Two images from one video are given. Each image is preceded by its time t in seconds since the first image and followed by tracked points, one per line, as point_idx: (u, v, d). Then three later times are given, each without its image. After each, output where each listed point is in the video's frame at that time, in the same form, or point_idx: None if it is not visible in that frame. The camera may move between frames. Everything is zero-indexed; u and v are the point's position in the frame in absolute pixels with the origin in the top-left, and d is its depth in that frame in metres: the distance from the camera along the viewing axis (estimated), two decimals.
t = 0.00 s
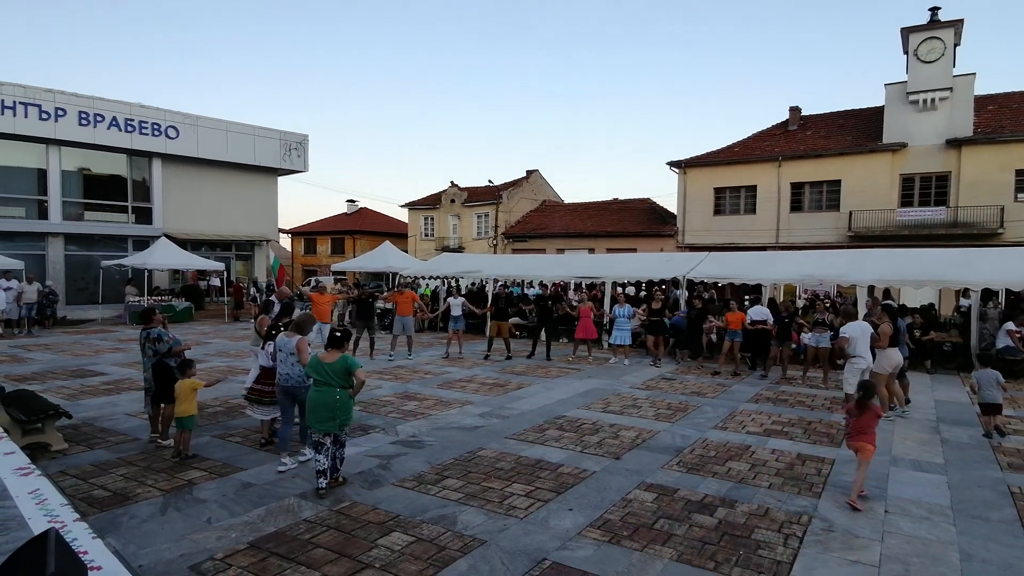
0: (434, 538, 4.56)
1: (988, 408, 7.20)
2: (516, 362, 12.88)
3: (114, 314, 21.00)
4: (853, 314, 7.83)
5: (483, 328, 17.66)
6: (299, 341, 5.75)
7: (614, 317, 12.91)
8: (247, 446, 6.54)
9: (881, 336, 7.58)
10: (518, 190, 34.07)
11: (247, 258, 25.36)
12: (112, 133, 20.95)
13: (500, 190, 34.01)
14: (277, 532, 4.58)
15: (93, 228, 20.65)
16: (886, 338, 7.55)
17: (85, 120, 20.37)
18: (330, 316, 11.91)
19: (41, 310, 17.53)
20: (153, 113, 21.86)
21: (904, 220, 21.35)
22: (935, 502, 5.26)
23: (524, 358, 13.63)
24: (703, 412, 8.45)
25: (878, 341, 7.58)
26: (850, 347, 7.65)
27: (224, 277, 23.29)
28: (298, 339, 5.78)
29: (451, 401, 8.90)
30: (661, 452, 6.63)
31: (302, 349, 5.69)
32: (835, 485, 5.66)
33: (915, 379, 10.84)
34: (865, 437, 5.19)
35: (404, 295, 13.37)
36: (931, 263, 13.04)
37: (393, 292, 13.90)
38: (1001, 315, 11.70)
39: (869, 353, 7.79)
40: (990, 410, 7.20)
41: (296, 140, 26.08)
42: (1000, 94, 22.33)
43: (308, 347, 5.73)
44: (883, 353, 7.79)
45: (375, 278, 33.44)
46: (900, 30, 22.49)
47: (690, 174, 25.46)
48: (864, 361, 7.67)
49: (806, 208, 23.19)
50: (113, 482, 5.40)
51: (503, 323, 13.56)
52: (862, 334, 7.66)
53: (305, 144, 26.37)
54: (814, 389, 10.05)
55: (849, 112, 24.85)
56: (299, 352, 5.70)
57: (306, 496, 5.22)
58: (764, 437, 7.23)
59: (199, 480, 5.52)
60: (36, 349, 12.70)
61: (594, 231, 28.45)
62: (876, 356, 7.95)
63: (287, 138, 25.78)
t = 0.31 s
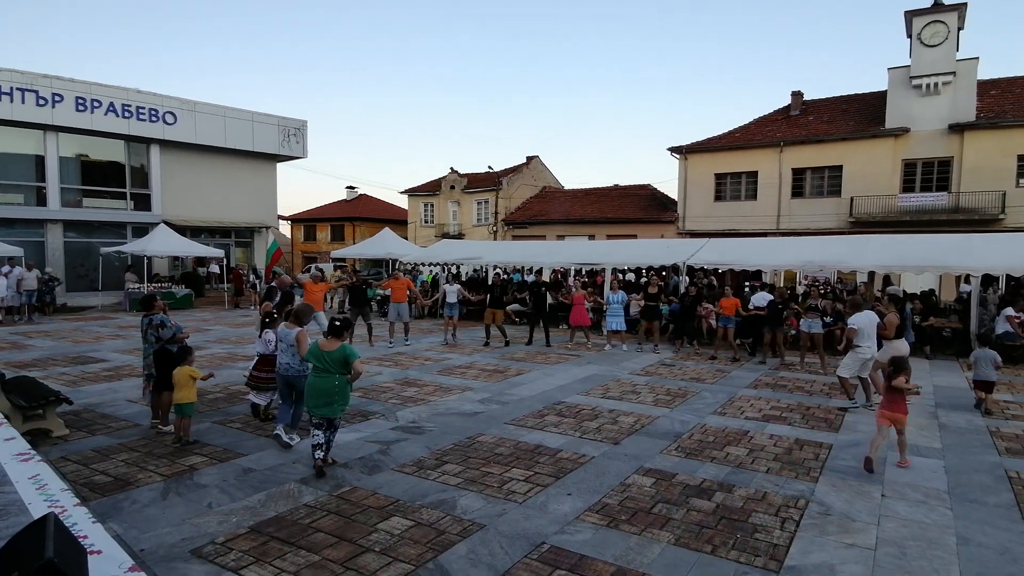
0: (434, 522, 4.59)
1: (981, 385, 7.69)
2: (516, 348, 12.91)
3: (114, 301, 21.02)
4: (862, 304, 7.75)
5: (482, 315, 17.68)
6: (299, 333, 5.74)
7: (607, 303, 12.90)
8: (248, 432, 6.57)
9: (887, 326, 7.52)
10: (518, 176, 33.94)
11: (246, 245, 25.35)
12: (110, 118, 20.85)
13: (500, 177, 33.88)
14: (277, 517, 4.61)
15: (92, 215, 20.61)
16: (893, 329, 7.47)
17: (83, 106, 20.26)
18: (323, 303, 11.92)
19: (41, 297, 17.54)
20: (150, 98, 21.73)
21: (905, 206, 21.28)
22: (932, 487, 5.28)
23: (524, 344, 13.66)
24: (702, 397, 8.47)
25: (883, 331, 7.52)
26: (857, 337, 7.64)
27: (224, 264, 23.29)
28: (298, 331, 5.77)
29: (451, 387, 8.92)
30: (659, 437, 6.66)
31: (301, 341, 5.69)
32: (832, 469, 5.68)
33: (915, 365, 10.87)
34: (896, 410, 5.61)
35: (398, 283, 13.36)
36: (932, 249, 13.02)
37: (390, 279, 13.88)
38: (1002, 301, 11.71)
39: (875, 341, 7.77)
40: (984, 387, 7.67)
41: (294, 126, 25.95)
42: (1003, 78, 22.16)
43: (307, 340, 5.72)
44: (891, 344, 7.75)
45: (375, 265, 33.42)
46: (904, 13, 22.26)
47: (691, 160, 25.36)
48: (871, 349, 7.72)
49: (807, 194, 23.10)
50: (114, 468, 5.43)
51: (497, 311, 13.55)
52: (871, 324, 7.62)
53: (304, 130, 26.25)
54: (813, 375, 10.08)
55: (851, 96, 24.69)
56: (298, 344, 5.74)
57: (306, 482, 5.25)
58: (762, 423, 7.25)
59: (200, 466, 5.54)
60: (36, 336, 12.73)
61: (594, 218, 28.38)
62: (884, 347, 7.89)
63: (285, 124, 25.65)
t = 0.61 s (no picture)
0: (431, 506, 4.63)
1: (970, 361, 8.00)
2: (516, 333, 12.94)
3: (115, 288, 21.04)
4: (860, 283, 7.63)
5: (482, 300, 17.69)
6: (292, 305, 6.03)
7: (608, 288, 12.89)
8: (248, 417, 6.60)
9: (885, 309, 7.67)
10: (518, 161, 33.79)
11: (246, 231, 25.32)
12: (106, 104, 20.74)
13: (500, 161, 33.74)
14: (277, 500, 4.66)
15: (91, 201, 20.57)
16: (890, 312, 7.59)
17: (79, 91, 20.15)
18: (324, 289, 11.92)
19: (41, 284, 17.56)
20: (147, 83, 21.60)
21: (907, 190, 21.18)
22: (928, 469, 5.31)
23: (525, 330, 13.69)
24: (700, 382, 8.49)
25: (882, 313, 7.63)
26: (851, 316, 7.58)
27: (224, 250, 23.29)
28: (291, 303, 6.05)
29: (450, 372, 8.96)
30: (657, 422, 6.69)
31: (291, 313, 6.00)
32: (828, 452, 5.71)
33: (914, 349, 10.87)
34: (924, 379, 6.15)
35: (400, 267, 13.38)
36: (933, 232, 12.98)
37: (391, 264, 13.87)
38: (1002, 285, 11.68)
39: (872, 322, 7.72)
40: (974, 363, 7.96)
41: (292, 111, 25.83)
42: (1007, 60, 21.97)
43: (298, 312, 6.01)
44: (886, 326, 7.87)
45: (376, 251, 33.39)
46: None
47: (691, 144, 25.23)
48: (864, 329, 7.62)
49: (808, 178, 23.00)
50: (114, 452, 5.47)
51: (501, 295, 13.57)
52: (867, 304, 7.51)
53: (302, 115, 26.12)
54: (812, 359, 10.09)
55: (854, 79, 24.50)
56: (289, 315, 6.01)
57: (305, 466, 5.29)
58: (760, 406, 7.28)
59: (200, 450, 5.58)
60: (37, 322, 12.76)
61: (595, 203, 28.28)
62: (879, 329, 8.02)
63: (283, 108, 25.52)
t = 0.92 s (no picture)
0: (430, 489, 4.67)
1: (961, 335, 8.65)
2: (518, 319, 12.98)
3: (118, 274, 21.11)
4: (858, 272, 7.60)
5: (484, 287, 17.71)
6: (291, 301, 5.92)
7: (618, 275, 12.90)
8: (249, 402, 6.67)
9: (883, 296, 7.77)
10: (520, 147, 33.65)
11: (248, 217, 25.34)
12: (106, 89, 20.66)
13: (502, 147, 33.60)
14: (279, 484, 4.71)
15: (92, 188, 20.58)
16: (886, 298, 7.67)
17: (79, 77, 20.08)
18: (335, 277, 11.95)
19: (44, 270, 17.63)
20: (146, 69, 21.51)
21: (911, 175, 21.04)
22: (924, 453, 5.34)
23: (527, 316, 13.73)
24: (699, 367, 8.52)
25: (880, 301, 7.79)
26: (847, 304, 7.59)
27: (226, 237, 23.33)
28: (290, 299, 5.93)
29: (451, 357, 9.01)
30: (656, 406, 6.73)
31: (290, 309, 5.87)
32: (826, 437, 5.74)
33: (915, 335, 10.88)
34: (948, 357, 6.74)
35: (406, 253, 13.38)
36: (936, 217, 12.93)
37: (395, 251, 13.89)
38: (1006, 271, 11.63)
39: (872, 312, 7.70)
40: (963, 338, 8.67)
41: (293, 97, 25.74)
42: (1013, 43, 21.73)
43: (296, 308, 5.87)
44: (884, 313, 7.90)
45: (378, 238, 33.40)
46: None
47: (694, 129, 25.09)
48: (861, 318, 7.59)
49: (812, 163, 22.87)
50: (117, 437, 5.53)
51: (509, 280, 13.61)
52: (864, 294, 7.50)
53: (303, 101, 26.04)
54: (812, 345, 10.11)
55: (859, 62, 24.28)
56: (289, 311, 5.89)
57: (306, 450, 5.34)
58: (759, 392, 7.31)
59: (202, 435, 5.64)
60: (41, 309, 12.84)
61: (597, 188, 28.19)
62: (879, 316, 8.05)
63: (284, 94, 25.44)
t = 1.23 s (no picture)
0: (424, 480, 4.70)
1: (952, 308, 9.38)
2: (515, 312, 13.02)
3: (115, 269, 21.09)
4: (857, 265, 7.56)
5: (481, 279, 17.71)
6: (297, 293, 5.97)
7: (622, 267, 12.91)
8: (244, 395, 6.69)
9: (881, 288, 7.75)
10: (518, 139, 33.60)
11: (245, 211, 25.30)
12: (101, 82, 20.59)
13: (500, 140, 33.54)
14: (273, 475, 4.74)
15: (88, 182, 20.54)
16: (884, 292, 7.63)
17: (74, 70, 20.02)
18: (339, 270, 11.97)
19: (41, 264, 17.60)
20: (141, 61, 21.43)
21: (909, 167, 21.02)
22: (915, 443, 5.37)
23: (524, 308, 13.75)
24: (694, 359, 8.55)
25: (879, 293, 7.77)
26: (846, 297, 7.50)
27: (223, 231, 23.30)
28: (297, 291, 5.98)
29: (447, 350, 9.03)
30: (650, 398, 6.75)
31: (297, 301, 5.91)
32: (818, 427, 5.77)
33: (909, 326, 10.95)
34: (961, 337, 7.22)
35: (407, 247, 13.35)
36: (933, 209, 12.93)
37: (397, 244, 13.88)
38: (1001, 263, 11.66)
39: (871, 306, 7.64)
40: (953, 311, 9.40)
41: (290, 90, 25.69)
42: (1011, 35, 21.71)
43: (304, 299, 5.94)
44: (882, 306, 7.87)
45: (376, 232, 33.39)
46: None
47: (692, 121, 25.03)
48: (862, 313, 7.45)
49: (810, 155, 22.86)
50: (113, 429, 5.55)
51: (512, 273, 13.64)
52: (862, 288, 7.43)
53: (299, 94, 26.00)
54: (807, 337, 10.13)
55: (857, 54, 24.24)
56: (297, 303, 5.94)
57: (301, 442, 5.36)
58: (753, 383, 7.34)
59: (197, 427, 5.66)
60: (37, 302, 12.84)
61: (595, 181, 28.16)
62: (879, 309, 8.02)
63: (280, 87, 25.39)
